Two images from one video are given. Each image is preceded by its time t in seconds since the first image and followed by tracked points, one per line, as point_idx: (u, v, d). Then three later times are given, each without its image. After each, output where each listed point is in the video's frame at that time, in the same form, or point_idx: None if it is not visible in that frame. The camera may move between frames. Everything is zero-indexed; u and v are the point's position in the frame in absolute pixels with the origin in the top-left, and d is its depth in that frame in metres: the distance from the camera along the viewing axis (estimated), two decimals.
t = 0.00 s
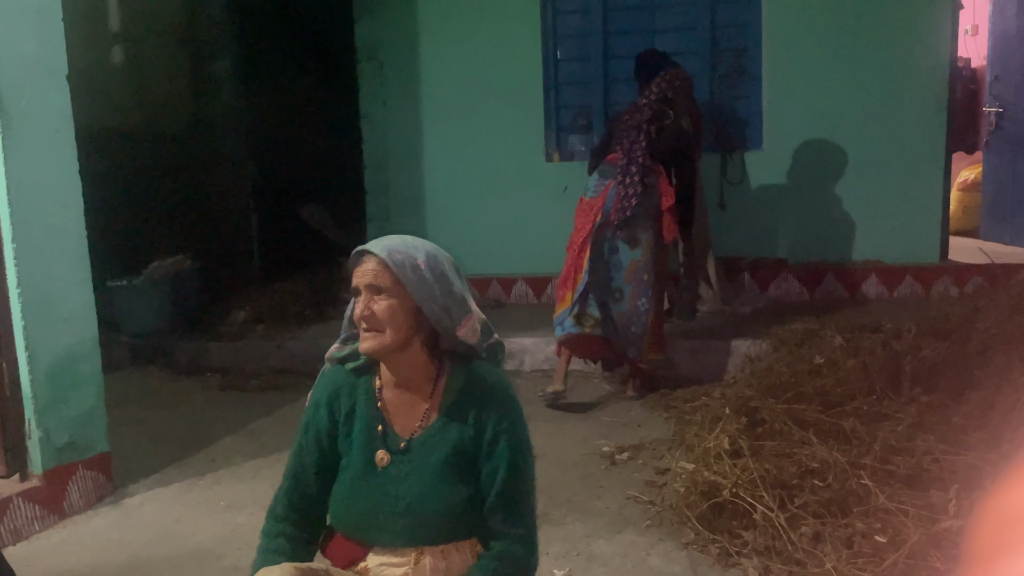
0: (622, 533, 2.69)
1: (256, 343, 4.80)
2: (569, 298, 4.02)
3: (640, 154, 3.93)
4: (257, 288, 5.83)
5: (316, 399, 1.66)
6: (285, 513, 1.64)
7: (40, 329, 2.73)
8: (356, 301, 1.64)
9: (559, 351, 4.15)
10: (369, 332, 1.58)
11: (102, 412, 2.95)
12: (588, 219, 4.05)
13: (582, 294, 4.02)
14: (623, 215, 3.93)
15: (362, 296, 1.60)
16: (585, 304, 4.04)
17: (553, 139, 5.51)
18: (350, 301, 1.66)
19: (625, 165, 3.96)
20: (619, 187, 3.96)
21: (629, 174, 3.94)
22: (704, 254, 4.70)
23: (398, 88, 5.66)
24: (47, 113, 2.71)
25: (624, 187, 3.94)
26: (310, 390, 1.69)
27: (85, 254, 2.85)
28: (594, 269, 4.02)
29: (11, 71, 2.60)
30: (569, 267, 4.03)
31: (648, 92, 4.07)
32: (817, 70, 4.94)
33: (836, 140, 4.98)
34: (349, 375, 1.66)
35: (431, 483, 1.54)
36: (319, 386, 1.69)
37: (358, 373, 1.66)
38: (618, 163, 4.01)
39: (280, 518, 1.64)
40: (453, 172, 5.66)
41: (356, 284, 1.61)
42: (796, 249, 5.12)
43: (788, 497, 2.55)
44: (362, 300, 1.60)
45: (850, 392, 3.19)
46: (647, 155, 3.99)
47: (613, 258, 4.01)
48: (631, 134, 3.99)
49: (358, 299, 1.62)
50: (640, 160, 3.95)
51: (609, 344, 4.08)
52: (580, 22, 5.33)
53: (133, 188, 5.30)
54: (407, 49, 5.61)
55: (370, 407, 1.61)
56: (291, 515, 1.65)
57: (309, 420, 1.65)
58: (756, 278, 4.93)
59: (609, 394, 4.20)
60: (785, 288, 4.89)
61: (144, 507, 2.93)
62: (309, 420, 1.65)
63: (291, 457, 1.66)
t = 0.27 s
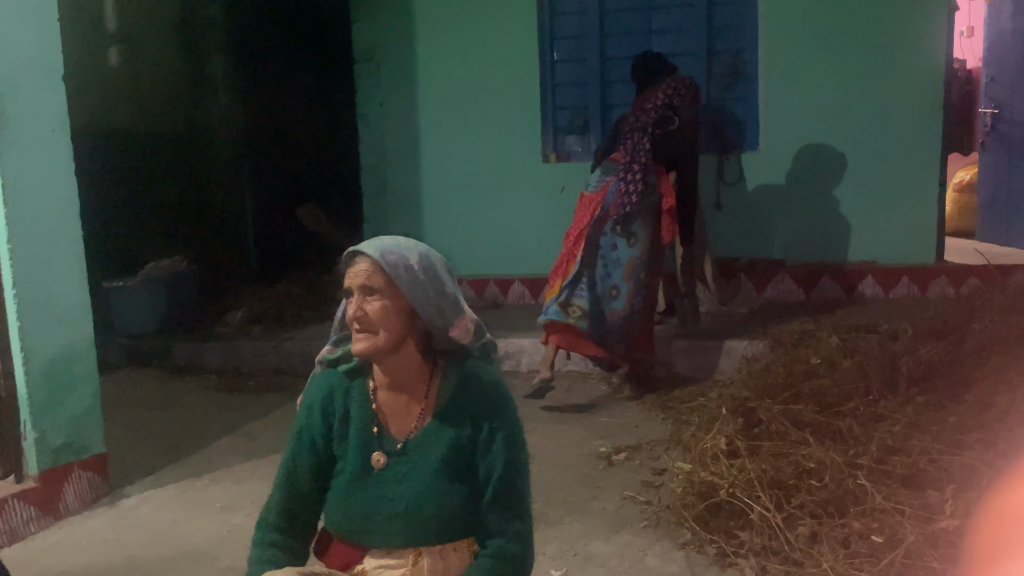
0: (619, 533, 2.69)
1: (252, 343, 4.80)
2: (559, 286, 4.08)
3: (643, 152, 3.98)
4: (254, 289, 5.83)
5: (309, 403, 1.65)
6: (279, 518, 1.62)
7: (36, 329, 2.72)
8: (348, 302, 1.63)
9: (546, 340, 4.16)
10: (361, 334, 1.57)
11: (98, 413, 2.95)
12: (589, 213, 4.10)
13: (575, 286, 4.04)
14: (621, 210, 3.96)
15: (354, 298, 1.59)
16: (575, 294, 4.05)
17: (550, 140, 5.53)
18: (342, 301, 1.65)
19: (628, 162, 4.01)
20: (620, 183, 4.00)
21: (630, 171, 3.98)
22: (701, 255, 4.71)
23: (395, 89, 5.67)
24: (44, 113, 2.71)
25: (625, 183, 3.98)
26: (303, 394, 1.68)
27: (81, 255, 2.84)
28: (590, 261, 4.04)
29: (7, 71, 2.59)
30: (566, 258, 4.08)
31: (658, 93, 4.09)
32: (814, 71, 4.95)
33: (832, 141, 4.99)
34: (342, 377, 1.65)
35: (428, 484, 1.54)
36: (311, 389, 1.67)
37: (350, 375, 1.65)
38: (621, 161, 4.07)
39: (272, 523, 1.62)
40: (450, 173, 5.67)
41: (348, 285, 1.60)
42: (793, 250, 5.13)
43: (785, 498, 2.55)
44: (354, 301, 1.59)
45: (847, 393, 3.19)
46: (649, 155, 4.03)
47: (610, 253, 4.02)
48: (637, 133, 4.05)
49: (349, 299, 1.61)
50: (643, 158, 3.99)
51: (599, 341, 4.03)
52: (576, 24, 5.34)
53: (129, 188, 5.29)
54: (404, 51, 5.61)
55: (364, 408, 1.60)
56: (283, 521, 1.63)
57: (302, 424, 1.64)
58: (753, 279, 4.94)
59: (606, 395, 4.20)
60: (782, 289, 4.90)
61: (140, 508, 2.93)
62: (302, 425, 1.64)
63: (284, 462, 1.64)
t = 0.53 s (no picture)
0: (618, 533, 2.69)
1: (252, 343, 4.80)
2: (556, 286, 4.11)
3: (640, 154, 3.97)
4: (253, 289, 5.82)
5: (303, 404, 1.65)
6: (275, 520, 1.63)
7: (35, 329, 2.72)
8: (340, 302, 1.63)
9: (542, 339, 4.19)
10: (354, 334, 1.57)
11: (97, 413, 2.94)
12: (586, 211, 4.10)
13: (571, 285, 4.07)
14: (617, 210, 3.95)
15: (346, 297, 1.59)
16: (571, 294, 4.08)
17: (550, 140, 5.52)
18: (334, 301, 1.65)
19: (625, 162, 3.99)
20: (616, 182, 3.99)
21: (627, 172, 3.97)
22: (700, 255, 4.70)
23: (394, 89, 5.66)
24: (43, 113, 2.71)
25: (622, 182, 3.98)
26: (297, 395, 1.69)
27: (80, 255, 2.84)
28: (586, 260, 4.05)
29: (7, 71, 2.59)
30: (562, 256, 4.10)
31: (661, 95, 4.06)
32: (814, 71, 4.95)
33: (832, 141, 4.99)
34: (335, 377, 1.65)
35: (422, 482, 1.54)
36: (305, 391, 1.68)
37: (343, 375, 1.64)
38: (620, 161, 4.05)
39: (268, 525, 1.62)
40: (449, 173, 5.67)
41: (339, 285, 1.60)
42: (792, 250, 5.13)
43: (784, 498, 2.55)
44: (346, 301, 1.59)
45: (846, 393, 3.19)
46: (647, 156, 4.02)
47: (605, 253, 4.02)
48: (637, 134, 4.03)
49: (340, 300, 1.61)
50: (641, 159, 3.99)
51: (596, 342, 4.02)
52: (576, 23, 5.33)
53: (128, 188, 5.29)
54: (403, 51, 5.61)
55: (357, 408, 1.60)
56: (279, 522, 1.63)
57: (297, 425, 1.64)
58: (752, 279, 4.95)
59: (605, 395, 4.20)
60: (781, 289, 4.90)
61: (139, 508, 2.93)
62: (296, 426, 1.64)
63: (279, 463, 1.65)
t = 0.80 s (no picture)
0: (619, 532, 2.69)
1: (254, 342, 4.80)
2: (550, 291, 4.13)
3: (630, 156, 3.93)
4: (255, 287, 5.83)
5: (304, 400, 1.65)
6: (274, 515, 1.63)
7: (37, 327, 2.72)
8: (340, 301, 1.63)
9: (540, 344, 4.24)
10: (354, 333, 1.57)
11: (99, 410, 2.95)
12: (579, 213, 4.10)
13: (566, 289, 4.09)
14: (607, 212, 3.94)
15: (346, 296, 1.59)
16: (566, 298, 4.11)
17: (552, 138, 5.51)
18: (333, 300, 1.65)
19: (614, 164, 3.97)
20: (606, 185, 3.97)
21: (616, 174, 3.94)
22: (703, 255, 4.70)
23: (397, 87, 5.67)
24: (45, 111, 2.71)
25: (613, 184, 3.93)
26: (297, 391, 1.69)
27: (83, 253, 2.84)
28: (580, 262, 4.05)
29: (10, 69, 2.60)
30: (557, 260, 4.12)
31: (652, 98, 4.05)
32: (817, 71, 4.94)
33: (834, 140, 4.98)
34: (335, 374, 1.65)
35: (420, 479, 1.54)
36: (305, 387, 1.68)
37: (343, 372, 1.64)
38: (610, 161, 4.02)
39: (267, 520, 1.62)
40: (452, 172, 5.66)
41: (338, 284, 1.60)
42: (795, 250, 5.13)
43: (786, 497, 2.55)
44: (346, 300, 1.59)
45: (848, 392, 3.18)
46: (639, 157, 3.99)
47: (599, 254, 4.02)
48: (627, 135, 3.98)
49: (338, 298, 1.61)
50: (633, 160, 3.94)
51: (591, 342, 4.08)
52: (578, 22, 5.33)
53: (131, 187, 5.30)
54: (406, 49, 5.61)
55: (357, 405, 1.60)
56: (279, 517, 1.63)
57: (296, 422, 1.64)
58: (755, 279, 4.94)
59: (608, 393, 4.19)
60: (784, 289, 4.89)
61: (141, 505, 2.93)
62: (296, 422, 1.64)
63: (279, 459, 1.65)
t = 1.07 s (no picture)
0: (625, 530, 2.69)
1: (260, 337, 4.82)
2: (547, 299, 4.23)
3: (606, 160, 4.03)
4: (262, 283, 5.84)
5: (312, 394, 1.67)
6: (283, 508, 1.64)
7: (46, 321, 2.73)
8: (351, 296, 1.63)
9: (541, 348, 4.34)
10: (366, 329, 1.57)
11: (107, 405, 2.96)
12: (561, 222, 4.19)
13: (560, 295, 4.19)
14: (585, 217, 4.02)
15: (357, 292, 1.59)
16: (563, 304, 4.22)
17: (559, 136, 5.52)
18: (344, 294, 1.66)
19: (592, 170, 4.08)
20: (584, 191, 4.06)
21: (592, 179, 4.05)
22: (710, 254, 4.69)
23: (404, 85, 5.67)
24: (55, 107, 2.72)
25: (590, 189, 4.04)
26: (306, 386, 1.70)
27: (92, 248, 2.86)
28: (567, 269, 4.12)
29: (21, 64, 2.61)
30: (548, 268, 4.21)
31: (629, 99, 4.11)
32: (824, 70, 4.93)
33: (842, 139, 4.97)
34: (344, 369, 1.66)
35: (427, 473, 1.54)
36: (314, 381, 1.69)
37: (352, 367, 1.65)
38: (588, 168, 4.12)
39: (275, 513, 1.63)
40: (458, 169, 5.67)
41: (351, 279, 1.60)
42: (801, 248, 5.12)
43: (792, 496, 2.54)
44: (358, 295, 1.59)
45: (854, 391, 3.18)
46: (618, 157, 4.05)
47: (585, 258, 4.08)
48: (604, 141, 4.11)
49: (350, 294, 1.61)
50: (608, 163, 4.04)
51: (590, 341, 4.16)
52: (586, 20, 5.32)
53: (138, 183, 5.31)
54: (413, 47, 5.61)
55: (366, 400, 1.61)
56: (287, 511, 1.64)
57: (305, 416, 1.65)
58: (762, 278, 4.94)
59: (614, 391, 4.19)
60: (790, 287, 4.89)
61: (148, 499, 2.94)
62: (305, 416, 1.65)
63: (289, 453, 1.66)
